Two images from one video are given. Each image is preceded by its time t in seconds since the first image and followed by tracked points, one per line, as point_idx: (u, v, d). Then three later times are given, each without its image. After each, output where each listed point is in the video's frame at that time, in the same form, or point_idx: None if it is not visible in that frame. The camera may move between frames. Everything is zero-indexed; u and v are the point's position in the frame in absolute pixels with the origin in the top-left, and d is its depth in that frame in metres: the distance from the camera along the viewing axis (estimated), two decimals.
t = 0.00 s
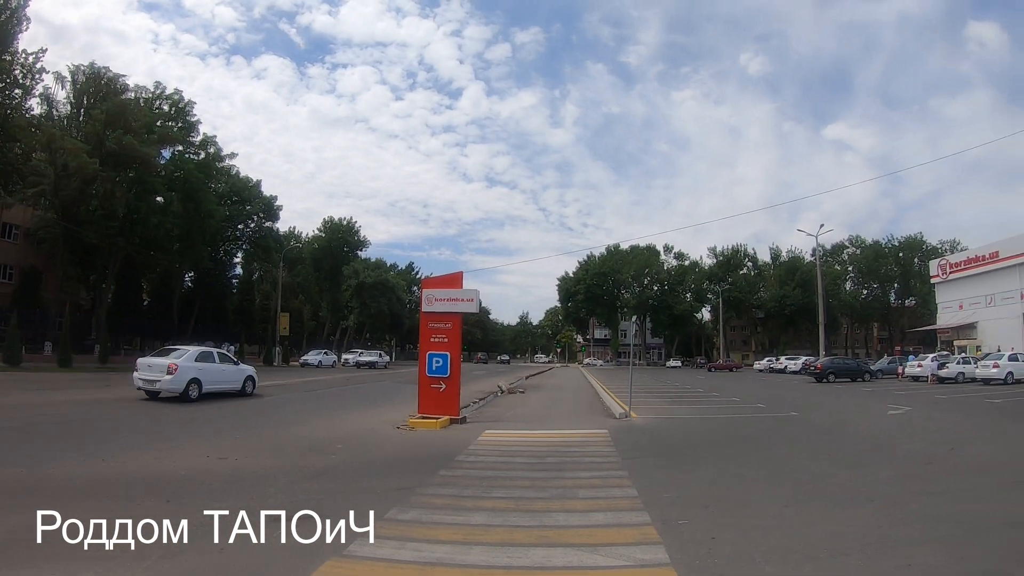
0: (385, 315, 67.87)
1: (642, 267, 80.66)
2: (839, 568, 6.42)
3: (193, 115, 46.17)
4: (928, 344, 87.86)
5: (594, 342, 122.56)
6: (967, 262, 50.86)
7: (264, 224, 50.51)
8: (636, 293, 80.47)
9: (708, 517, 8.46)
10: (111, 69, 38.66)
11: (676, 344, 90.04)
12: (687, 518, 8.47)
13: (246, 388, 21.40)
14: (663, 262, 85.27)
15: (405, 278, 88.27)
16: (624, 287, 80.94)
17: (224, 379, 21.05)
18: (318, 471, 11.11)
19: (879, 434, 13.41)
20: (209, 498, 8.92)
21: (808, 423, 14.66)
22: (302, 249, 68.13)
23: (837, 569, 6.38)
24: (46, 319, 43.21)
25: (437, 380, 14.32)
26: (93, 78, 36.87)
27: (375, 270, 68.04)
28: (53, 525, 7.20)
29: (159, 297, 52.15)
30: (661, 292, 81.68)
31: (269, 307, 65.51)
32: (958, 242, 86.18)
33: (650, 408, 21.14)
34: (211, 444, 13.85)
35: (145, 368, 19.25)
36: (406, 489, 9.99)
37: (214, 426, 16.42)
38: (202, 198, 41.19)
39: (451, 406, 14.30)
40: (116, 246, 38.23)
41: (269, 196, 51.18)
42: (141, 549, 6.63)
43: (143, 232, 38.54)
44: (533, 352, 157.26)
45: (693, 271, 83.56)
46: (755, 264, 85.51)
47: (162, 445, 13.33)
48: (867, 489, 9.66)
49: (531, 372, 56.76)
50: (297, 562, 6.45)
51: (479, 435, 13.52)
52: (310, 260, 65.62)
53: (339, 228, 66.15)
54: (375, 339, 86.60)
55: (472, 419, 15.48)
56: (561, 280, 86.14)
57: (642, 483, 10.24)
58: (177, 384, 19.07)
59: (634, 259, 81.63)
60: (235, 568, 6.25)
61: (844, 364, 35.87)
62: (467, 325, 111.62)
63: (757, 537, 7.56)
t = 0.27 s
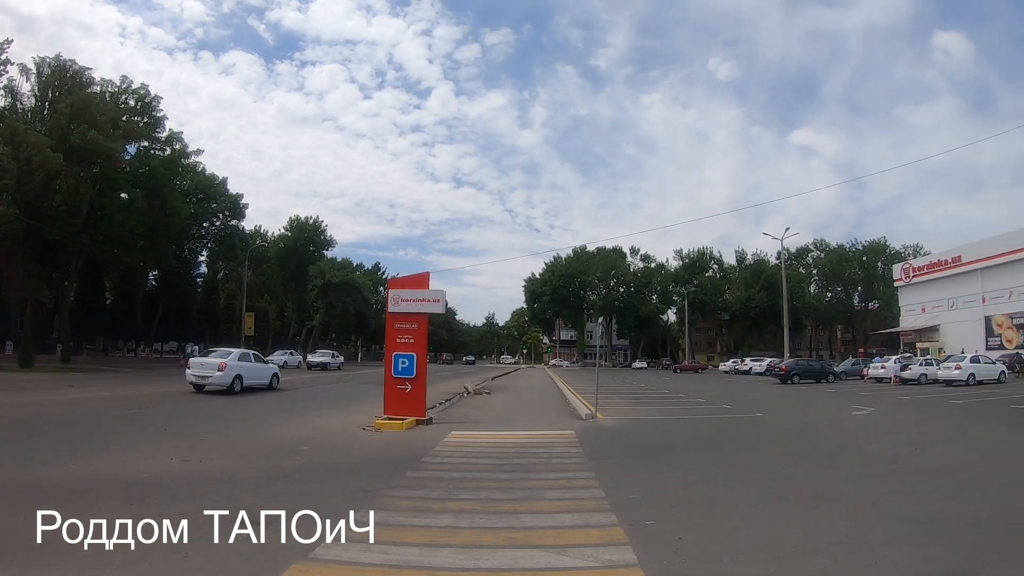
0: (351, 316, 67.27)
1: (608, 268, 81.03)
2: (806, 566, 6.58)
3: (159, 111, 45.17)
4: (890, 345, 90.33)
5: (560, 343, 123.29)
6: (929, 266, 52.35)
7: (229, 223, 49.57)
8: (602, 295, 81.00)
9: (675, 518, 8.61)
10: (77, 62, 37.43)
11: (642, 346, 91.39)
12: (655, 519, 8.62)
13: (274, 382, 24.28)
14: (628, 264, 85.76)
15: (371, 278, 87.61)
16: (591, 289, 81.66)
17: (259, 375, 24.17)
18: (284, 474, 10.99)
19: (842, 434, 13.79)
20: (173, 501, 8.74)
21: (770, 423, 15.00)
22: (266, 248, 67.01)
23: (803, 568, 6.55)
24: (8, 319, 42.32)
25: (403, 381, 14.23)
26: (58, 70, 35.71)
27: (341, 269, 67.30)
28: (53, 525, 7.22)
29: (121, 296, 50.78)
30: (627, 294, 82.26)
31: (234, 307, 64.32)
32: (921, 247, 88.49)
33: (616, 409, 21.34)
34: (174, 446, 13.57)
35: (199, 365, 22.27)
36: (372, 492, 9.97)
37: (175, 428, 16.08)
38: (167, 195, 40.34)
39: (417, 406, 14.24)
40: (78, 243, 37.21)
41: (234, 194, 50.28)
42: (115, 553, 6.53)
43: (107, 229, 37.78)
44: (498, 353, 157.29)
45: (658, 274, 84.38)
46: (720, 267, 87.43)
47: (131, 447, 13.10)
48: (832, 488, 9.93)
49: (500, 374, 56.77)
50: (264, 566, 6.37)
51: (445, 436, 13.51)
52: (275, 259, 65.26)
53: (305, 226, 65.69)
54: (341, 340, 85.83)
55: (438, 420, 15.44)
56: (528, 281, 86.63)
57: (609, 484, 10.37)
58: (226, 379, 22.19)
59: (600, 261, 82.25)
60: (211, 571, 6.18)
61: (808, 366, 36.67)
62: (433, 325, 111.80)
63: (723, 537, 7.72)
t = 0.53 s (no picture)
0: (312, 314, 68.65)
1: (571, 269, 81.54)
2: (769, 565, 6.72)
3: (122, 104, 44.11)
4: (850, 346, 92.57)
5: (523, 343, 123.73)
6: (889, 269, 53.74)
7: (191, 219, 48.46)
8: (565, 295, 81.64)
9: (639, 517, 8.73)
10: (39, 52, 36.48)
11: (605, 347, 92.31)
12: (618, 518, 8.73)
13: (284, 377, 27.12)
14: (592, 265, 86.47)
15: (335, 277, 86.78)
16: (554, 290, 82.26)
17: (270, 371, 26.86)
18: (247, 475, 10.83)
19: (804, 434, 14.10)
20: (134, 503, 8.54)
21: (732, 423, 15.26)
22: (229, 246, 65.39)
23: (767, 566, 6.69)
24: None
25: (366, 381, 14.14)
26: (19, 60, 34.68)
27: (303, 268, 68.29)
28: (52, 527, 7.25)
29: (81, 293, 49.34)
30: (590, 294, 83.07)
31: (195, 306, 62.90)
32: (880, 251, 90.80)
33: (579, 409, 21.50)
34: (132, 447, 13.23)
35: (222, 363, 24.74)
36: (335, 492, 9.89)
37: (133, 428, 15.68)
38: (129, 190, 39.48)
39: (379, 406, 14.18)
40: (38, 239, 36.24)
41: (197, 190, 49.32)
42: (88, 555, 6.44)
43: (67, 224, 36.88)
44: (462, 352, 157.13)
45: (622, 275, 85.02)
46: (683, 268, 88.32)
47: (93, 448, 12.80)
48: (795, 488, 10.15)
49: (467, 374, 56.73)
50: (226, 569, 6.27)
51: (409, 436, 13.47)
52: (237, 257, 64.60)
53: (268, 223, 65.34)
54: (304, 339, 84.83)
55: (401, 420, 15.38)
56: (492, 281, 86.90)
57: (573, 484, 10.46)
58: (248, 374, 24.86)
59: (563, 261, 82.72)
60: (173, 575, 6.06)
61: (769, 366, 37.35)
62: (397, 325, 111.39)
63: (688, 536, 7.84)
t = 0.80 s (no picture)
0: (280, 315, 68.58)
1: (539, 270, 81.66)
2: (735, 564, 6.76)
3: (90, 97, 43.06)
4: (814, 349, 94.26)
5: (490, 344, 123.70)
6: (854, 273, 54.77)
7: (157, 215, 47.60)
8: (532, 297, 81.58)
9: (605, 518, 8.74)
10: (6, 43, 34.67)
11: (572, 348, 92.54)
12: (584, 519, 8.74)
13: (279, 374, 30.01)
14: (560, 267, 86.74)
15: (302, 276, 85.79)
16: (521, 291, 82.09)
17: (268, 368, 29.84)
18: (211, 476, 10.61)
19: (772, 436, 14.28)
20: (93, 505, 8.28)
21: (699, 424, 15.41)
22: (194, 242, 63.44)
23: (732, 566, 6.72)
24: None
25: (332, 381, 13.99)
26: None
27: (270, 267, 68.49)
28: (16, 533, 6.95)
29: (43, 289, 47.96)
30: (557, 296, 83.32)
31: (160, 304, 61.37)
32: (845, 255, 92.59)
33: (547, 411, 21.56)
34: (91, 448, 12.88)
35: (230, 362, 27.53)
36: (300, 493, 9.74)
37: (92, 429, 15.27)
38: (95, 184, 38.60)
39: (345, 407, 14.05)
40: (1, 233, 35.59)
41: (163, 186, 48.37)
42: (45, 560, 6.28)
43: (31, 219, 35.91)
44: (429, 353, 156.43)
45: (589, 277, 85.66)
46: (650, 271, 89.64)
47: (53, 448, 12.45)
48: (763, 488, 10.26)
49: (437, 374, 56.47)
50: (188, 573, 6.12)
51: (375, 437, 13.37)
52: (203, 255, 62.82)
53: (236, 221, 63.59)
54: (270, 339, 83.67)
55: (366, 420, 15.26)
56: (459, 281, 86.76)
57: (539, 485, 10.45)
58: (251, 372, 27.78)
59: (531, 262, 82.74)
60: None
61: (735, 368, 37.62)
62: (364, 325, 110.67)
63: (654, 536, 7.87)
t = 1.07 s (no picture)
0: (248, 313, 67.71)
1: (507, 271, 82.24)
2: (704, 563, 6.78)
3: (57, 90, 42.07)
4: (782, 352, 95.58)
5: (459, 345, 123.83)
6: (821, 277, 55.69)
7: (125, 212, 46.69)
8: (501, 297, 82.09)
9: (574, 518, 8.74)
10: None
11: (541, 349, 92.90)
12: (552, 519, 8.76)
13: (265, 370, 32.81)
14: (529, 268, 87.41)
15: (269, 275, 84.67)
16: (489, 291, 82.71)
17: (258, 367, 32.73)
18: (178, 477, 10.41)
19: (742, 436, 14.42)
20: (55, 507, 8.06)
21: (669, 425, 15.52)
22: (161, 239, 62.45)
23: (701, 565, 6.74)
24: None
25: (300, 381, 13.84)
26: None
27: (238, 265, 67.45)
28: None
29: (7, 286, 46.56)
30: (526, 296, 84.18)
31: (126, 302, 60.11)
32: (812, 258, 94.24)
33: (515, 412, 21.58)
34: (52, 449, 12.53)
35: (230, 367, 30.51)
36: (267, 494, 9.60)
37: (53, 429, 14.87)
38: (62, 179, 37.57)
39: (313, 407, 13.90)
40: None
41: (131, 182, 47.47)
42: None
43: None
44: (396, 354, 155.65)
45: (558, 278, 86.22)
46: (619, 272, 89.12)
47: (12, 449, 12.09)
48: (733, 488, 10.34)
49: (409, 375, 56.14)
50: None
51: (343, 437, 13.25)
52: (170, 252, 61.07)
53: (203, 218, 62.21)
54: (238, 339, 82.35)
55: (334, 421, 15.12)
56: (428, 281, 86.60)
57: (507, 486, 10.43)
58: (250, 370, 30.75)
59: (500, 263, 83.15)
60: None
61: (703, 370, 38.17)
62: (331, 325, 109.95)
63: (622, 536, 7.88)
